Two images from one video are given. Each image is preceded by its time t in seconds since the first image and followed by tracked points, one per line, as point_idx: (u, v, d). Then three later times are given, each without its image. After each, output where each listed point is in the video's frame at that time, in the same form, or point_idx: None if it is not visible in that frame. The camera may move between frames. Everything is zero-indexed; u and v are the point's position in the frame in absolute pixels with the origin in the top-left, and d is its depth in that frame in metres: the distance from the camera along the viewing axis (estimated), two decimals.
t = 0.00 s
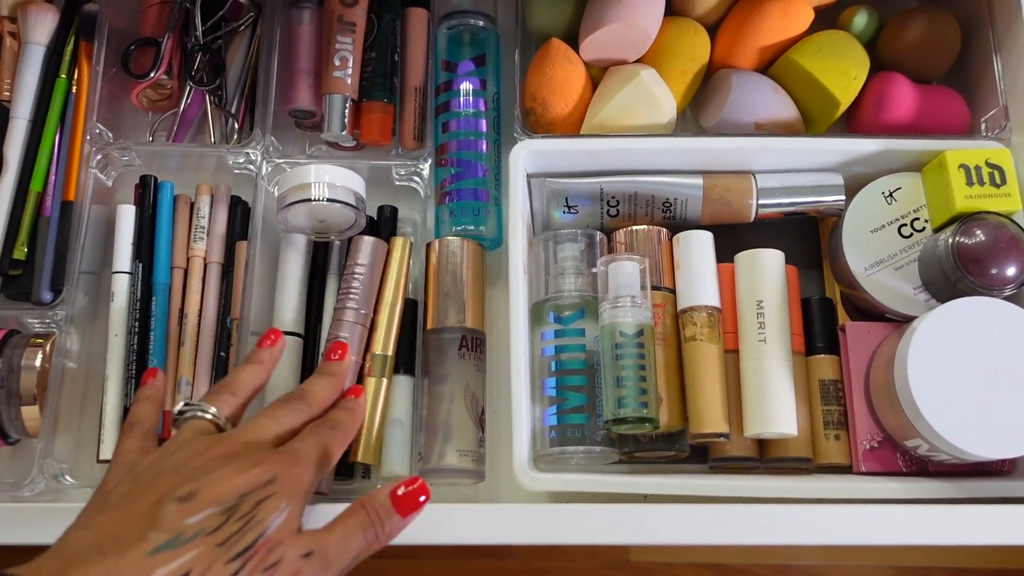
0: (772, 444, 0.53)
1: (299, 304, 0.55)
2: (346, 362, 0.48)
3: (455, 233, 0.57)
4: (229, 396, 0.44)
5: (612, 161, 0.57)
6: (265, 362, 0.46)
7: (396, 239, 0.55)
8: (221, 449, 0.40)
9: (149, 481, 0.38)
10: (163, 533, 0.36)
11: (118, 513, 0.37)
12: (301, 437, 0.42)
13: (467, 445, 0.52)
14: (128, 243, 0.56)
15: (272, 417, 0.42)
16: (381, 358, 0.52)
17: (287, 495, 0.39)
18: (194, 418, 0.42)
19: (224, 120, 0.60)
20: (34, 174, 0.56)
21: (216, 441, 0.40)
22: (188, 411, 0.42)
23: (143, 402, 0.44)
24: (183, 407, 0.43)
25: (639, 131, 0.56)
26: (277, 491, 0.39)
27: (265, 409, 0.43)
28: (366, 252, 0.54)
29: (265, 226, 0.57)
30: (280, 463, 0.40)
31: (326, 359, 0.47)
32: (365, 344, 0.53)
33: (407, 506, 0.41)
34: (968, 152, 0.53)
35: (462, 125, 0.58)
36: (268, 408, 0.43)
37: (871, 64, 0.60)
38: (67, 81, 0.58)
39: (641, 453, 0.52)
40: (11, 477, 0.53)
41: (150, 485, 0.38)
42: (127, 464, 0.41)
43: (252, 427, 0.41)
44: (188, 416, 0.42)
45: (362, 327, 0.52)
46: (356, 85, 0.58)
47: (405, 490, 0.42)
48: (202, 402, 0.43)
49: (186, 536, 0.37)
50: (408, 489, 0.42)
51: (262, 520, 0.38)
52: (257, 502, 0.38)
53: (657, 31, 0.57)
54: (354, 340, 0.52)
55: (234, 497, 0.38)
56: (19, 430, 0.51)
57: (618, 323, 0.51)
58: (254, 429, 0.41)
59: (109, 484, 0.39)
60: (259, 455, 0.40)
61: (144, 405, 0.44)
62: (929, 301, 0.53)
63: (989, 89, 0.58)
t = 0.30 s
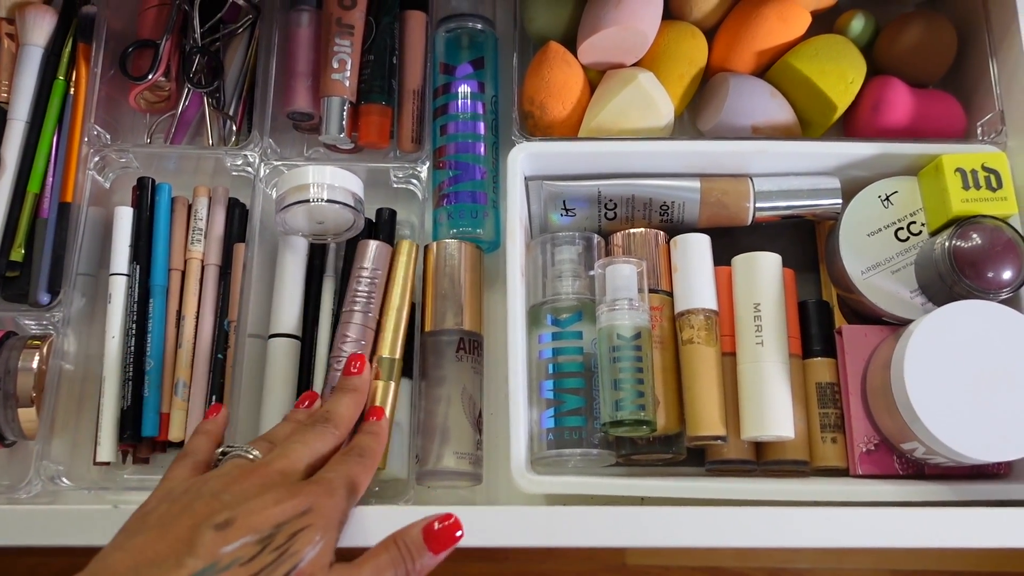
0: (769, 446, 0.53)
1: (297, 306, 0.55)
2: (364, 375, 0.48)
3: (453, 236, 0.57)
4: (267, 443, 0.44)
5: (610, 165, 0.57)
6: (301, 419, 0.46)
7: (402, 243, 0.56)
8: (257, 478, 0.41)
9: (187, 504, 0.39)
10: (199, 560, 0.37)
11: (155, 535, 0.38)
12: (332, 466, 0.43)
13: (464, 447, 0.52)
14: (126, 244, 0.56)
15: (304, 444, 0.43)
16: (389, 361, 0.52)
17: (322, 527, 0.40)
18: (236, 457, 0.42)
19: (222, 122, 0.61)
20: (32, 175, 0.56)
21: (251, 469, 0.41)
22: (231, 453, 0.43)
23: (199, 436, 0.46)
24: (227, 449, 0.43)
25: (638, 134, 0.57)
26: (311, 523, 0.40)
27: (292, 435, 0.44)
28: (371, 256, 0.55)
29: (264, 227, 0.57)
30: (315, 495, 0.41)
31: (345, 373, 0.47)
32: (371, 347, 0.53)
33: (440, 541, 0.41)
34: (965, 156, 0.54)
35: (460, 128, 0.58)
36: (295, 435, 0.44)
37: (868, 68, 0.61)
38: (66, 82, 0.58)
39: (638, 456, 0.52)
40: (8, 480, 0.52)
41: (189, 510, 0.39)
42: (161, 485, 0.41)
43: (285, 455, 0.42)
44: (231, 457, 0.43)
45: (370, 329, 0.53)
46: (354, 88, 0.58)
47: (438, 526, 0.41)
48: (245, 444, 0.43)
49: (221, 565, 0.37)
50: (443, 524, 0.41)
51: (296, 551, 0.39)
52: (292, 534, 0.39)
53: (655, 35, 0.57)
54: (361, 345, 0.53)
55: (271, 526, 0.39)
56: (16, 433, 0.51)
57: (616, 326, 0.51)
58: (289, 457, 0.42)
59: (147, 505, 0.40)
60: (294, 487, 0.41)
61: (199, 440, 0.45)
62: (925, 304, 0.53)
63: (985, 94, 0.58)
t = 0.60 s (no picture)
0: (767, 451, 0.53)
1: (296, 309, 0.55)
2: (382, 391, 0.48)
3: (452, 239, 0.57)
4: (290, 443, 0.45)
5: (609, 169, 0.57)
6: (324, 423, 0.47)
7: (400, 246, 0.56)
8: (282, 482, 0.41)
9: (214, 507, 0.39)
10: (228, 562, 0.36)
11: (182, 537, 0.37)
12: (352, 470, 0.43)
13: (463, 451, 0.52)
14: (125, 247, 0.56)
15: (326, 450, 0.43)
16: (398, 365, 0.53)
17: (348, 526, 0.40)
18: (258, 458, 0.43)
19: (221, 124, 0.60)
20: (31, 177, 0.56)
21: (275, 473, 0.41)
22: (254, 452, 0.43)
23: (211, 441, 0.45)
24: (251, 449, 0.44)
25: (637, 138, 0.57)
26: (338, 522, 0.39)
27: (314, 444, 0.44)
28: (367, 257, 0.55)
29: (264, 229, 0.57)
30: (340, 495, 0.40)
31: (364, 388, 0.48)
32: (379, 353, 0.54)
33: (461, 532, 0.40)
34: (963, 162, 0.54)
35: (459, 131, 0.58)
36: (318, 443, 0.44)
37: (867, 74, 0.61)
38: (65, 85, 0.58)
39: (637, 460, 0.53)
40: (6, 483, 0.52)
41: (216, 513, 0.38)
42: (185, 490, 0.41)
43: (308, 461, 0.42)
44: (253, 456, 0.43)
45: (374, 333, 0.54)
46: (354, 91, 0.58)
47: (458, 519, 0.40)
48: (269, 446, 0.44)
49: (251, 566, 0.37)
50: (465, 515, 0.40)
51: (324, 550, 0.38)
52: (319, 533, 0.38)
53: (655, 40, 0.57)
54: (368, 362, 0.53)
55: (298, 527, 0.38)
56: (14, 436, 0.51)
57: (615, 330, 0.51)
58: (312, 462, 0.42)
59: (170, 510, 0.39)
60: (319, 489, 0.40)
61: (213, 443, 0.45)
62: (924, 309, 0.53)
63: (984, 99, 0.58)
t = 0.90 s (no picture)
0: (756, 457, 0.53)
1: (285, 315, 0.55)
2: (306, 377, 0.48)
3: (442, 244, 0.57)
4: (207, 423, 0.45)
5: (599, 174, 0.57)
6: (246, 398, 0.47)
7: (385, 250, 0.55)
8: (195, 473, 0.41)
9: (123, 506, 0.39)
10: (137, 567, 0.37)
11: (94, 540, 0.37)
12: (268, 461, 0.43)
13: (451, 457, 0.52)
14: (112, 252, 0.56)
15: (242, 440, 0.43)
16: (385, 370, 0.53)
17: (262, 520, 0.40)
18: (170, 441, 0.43)
19: (210, 130, 0.60)
20: (20, 182, 0.56)
21: (187, 464, 0.41)
22: (165, 434, 0.43)
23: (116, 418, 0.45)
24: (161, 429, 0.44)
25: (626, 143, 0.57)
26: (251, 516, 0.40)
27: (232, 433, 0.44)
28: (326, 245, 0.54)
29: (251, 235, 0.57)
30: (253, 489, 0.41)
31: (286, 374, 0.48)
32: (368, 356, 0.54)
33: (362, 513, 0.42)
34: (952, 167, 0.54)
35: (449, 136, 0.58)
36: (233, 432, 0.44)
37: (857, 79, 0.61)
38: (54, 90, 0.59)
39: (626, 465, 0.53)
40: None
41: (126, 511, 0.38)
42: (98, 484, 0.41)
43: (222, 449, 0.42)
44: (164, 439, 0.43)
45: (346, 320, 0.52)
46: (343, 96, 0.58)
47: (361, 498, 0.42)
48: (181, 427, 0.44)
49: (162, 569, 0.37)
50: (369, 493, 0.42)
51: (236, 547, 0.39)
52: (232, 530, 0.39)
53: (645, 45, 0.57)
54: (342, 346, 0.51)
55: (211, 524, 0.39)
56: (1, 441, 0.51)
57: (604, 335, 0.51)
58: (227, 452, 0.42)
59: (80, 504, 0.40)
60: (232, 482, 0.41)
61: (117, 421, 0.45)
62: (913, 314, 0.53)
63: (974, 105, 0.58)
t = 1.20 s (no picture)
0: (759, 461, 0.53)
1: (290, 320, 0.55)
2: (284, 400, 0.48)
3: (445, 249, 0.57)
4: (194, 415, 0.44)
5: (601, 179, 0.57)
6: (227, 378, 0.46)
7: (391, 253, 0.56)
8: (186, 477, 0.41)
9: (114, 507, 0.39)
10: (130, 570, 0.37)
11: (85, 542, 0.37)
12: (258, 468, 0.43)
13: (458, 461, 0.52)
14: (115, 257, 0.56)
15: (230, 448, 0.43)
16: (389, 374, 0.53)
17: (253, 528, 0.41)
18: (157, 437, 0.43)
19: (214, 133, 0.61)
20: (23, 186, 0.56)
21: (179, 466, 0.41)
22: (149, 430, 0.43)
23: (94, 408, 0.44)
24: (147, 423, 0.43)
25: (629, 148, 0.57)
26: (243, 523, 0.40)
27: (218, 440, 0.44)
28: (359, 252, 0.55)
29: (256, 240, 0.58)
30: (245, 495, 0.41)
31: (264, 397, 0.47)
32: (371, 359, 0.54)
33: (360, 529, 0.42)
34: (954, 172, 0.54)
35: (452, 141, 0.58)
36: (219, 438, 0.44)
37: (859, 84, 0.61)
38: (57, 94, 0.58)
39: (629, 470, 0.52)
40: None
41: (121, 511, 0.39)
42: (88, 483, 0.41)
43: (208, 455, 0.42)
44: (150, 434, 0.43)
45: (368, 326, 0.54)
46: (347, 101, 0.58)
47: (358, 514, 0.42)
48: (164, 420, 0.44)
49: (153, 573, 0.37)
50: (366, 509, 0.42)
51: (227, 555, 0.39)
52: (224, 537, 0.39)
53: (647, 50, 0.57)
54: (362, 354, 0.53)
55: (202, 529, 0.39)
56: (4, 446, 0.51)
57: (607, 340, 0.51)
58: (212, 455, 0.42)
59: (71, 504, 0.40)
60: (225, 487, 0.41)
61: (96, 414, 0.44)
62: (915, 319, 0.53)
63: (975, 110, 0.58)
